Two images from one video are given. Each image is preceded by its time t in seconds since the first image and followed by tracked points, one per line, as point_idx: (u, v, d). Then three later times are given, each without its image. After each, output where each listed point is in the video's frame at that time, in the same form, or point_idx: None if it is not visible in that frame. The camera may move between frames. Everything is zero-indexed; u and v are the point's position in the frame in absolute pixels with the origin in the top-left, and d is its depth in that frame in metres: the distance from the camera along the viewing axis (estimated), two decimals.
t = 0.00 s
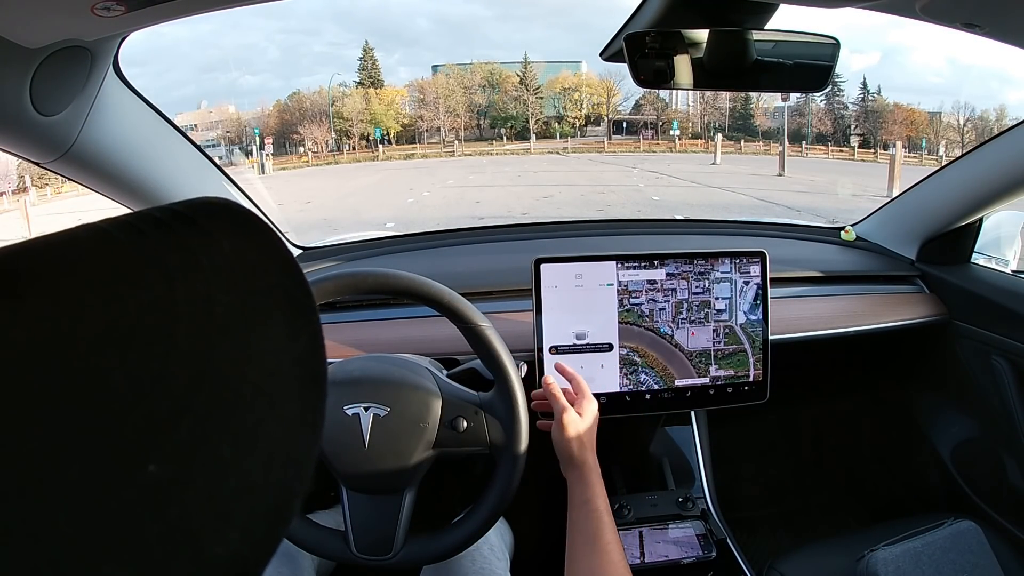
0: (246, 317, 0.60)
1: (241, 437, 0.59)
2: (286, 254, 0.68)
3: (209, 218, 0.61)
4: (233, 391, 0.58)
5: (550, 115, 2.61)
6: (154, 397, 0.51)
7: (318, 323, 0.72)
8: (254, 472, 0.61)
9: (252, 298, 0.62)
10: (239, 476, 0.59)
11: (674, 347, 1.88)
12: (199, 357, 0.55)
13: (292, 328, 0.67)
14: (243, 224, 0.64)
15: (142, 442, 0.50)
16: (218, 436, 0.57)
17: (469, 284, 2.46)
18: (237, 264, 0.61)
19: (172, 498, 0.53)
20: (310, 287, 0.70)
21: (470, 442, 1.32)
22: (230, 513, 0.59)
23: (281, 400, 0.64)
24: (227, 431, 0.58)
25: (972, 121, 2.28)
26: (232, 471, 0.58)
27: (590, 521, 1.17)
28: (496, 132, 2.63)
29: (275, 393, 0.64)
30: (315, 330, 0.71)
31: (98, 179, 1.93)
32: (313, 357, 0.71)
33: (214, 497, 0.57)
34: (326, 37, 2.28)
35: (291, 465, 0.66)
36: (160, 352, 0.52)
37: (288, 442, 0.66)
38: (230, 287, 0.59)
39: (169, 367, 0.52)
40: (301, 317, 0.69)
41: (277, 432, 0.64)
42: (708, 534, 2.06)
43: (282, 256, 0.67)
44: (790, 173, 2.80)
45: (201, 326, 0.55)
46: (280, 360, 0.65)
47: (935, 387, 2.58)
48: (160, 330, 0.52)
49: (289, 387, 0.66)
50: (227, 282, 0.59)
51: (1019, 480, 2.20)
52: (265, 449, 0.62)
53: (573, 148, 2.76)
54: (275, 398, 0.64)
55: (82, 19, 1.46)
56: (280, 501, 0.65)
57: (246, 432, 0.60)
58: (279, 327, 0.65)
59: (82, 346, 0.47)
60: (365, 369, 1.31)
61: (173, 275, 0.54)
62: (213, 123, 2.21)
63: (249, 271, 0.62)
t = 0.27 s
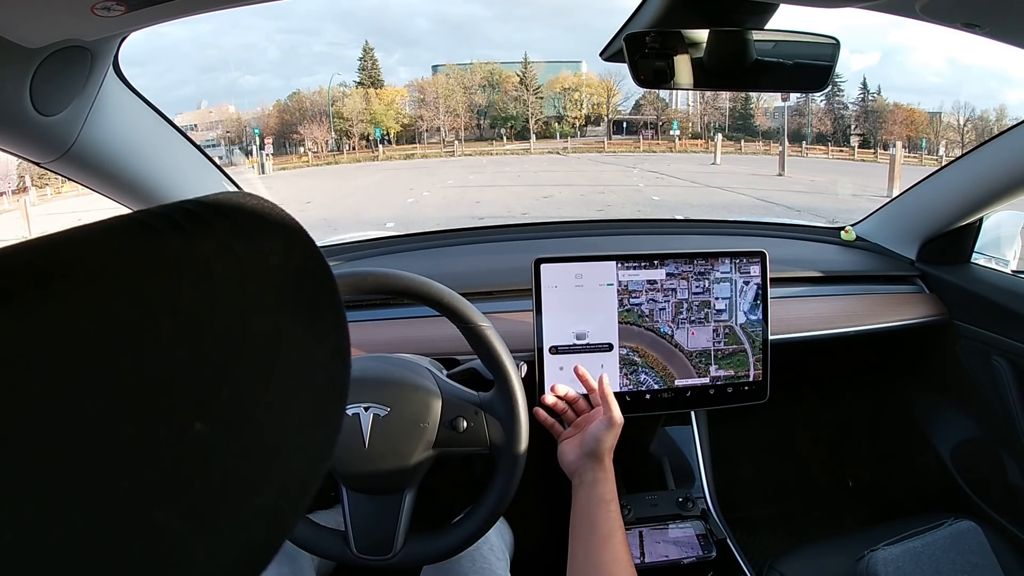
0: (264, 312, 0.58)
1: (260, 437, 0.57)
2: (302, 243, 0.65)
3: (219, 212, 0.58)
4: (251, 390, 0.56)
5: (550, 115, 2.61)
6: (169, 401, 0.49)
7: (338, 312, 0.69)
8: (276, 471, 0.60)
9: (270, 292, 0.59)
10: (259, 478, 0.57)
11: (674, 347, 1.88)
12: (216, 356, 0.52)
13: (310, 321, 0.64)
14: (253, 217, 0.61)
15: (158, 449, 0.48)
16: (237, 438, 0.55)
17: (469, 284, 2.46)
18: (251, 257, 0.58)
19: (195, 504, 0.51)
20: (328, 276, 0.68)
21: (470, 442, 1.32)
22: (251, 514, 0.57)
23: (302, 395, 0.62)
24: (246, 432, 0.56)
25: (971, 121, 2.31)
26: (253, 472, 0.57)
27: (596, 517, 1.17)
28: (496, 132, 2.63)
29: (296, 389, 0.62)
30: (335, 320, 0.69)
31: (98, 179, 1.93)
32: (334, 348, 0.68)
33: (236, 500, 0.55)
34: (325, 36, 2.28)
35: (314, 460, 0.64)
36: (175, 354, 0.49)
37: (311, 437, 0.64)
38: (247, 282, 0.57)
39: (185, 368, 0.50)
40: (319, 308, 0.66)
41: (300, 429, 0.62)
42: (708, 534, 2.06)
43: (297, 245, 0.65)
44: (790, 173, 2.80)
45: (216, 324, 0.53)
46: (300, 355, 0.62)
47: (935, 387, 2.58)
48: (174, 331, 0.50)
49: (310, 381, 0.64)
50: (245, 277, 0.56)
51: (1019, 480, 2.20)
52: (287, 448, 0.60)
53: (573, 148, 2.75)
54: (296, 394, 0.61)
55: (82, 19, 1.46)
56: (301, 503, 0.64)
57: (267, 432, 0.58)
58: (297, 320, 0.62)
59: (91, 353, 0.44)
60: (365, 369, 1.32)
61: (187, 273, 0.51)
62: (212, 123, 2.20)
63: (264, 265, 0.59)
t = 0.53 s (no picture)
0: (258, 320, 0.53)
1: (258, 453, 0.53)
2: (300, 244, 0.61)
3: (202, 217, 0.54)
4: (245, 404, 0.52)
5: (550, 115, 2.61)
6: (150, 421, 0.45)
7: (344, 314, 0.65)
8: (279, 487, 0.56)
9: (265, 297, 0.55)
10: (258, 497, 0.53)
11: (674, 347, 1.88)
12: (203, 370, 0.48)
13: (312, 326, 0.60)
14: (241, 220, 0.56)
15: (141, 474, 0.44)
16: (231, 455, 0.50)
17: (468, 283, 2.46)
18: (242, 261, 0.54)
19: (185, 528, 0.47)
20: (329, 276, 0.63)
21: (470, 442, 1.32)
22: (253, 535, 0.53)
23: (304, 406, 0.58)
24: (241, 449, 0.51)
25: (972, 121, 2.30)
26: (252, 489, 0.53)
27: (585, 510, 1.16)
28: (496, 132, 2.64)
29: (298, 399, 0.57)
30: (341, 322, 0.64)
31: (98, 179, 1.93)
32: (341, 353, 0.64)
33: (234, 521, 0.51)
34: (325, 36, 2.28)
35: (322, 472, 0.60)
36: (156, 370, 0.45)
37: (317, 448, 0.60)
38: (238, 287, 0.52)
39: (167, 385, 0.46)
40: (323, 311, 0.62)
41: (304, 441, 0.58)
42: (708, 534, 2.06)
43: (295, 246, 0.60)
44: (790, 173, 2.80)
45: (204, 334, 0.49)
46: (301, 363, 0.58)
47: (935, 387, 2.58)
48: (153, 345, 0.45)
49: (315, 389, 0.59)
50: (235, 283, 0.52)
51: (1019, 480, 2.21)
52: (289, 462, 0.56)
53: (573, 148, 2.75)
54: (298, 403, 0.57)
55: (82, 19, 1.46)
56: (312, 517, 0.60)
57: (265, 446, 0.54)
58: (296, 326, 0.58)
59: (59, 376, 0.41)
60: (365, 369, 1.32)
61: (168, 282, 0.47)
62: (213, 123, 2.20)
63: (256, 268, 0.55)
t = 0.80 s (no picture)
0: (258, 323, 0.53)
1: (258, 456, 0.53)
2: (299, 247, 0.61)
3: (200, 220, 0.54)
4: (244, 408, 0.51)
5: (550, 115, 2.61)
6: (148, 424, 0.45)
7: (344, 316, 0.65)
8: (280, 492, 0.55)
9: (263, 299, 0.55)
10: (259, 501, 0.53)
11: (674, 347, 1.88)
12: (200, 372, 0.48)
13: (312, 328, 0.60)
14: (240, 223, 0.56)
15: (137, 477, 0.44)
16: (230, 458, 0.50)
17: (468, 283, 2.46)
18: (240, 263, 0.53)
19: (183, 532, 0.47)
20: (330, 278, 0.62)
21: (470, 442, 1.32)
22: (253, 541, 0.53)
23: (304, 410, 0.58)
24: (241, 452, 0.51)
25: (972, 121, 2.30)
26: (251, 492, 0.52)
27: (582, 505, 1.16)
28: (496, 132, 2.63)
29: (297, 401, 0.57)
30: (341, 324, 0.64)
31: (98, 179, 1.93)
32: (341, 355, 0.63)
33: (234, 524, 0.51)
34: (325, 36, 2.28)
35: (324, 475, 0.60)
36: (151, 373, 0.45)
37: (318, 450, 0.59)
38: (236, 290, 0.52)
39: (163, 387, 0.46)
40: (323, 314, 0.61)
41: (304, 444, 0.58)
42: (708, 534, 2.06)
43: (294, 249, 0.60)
44: (790, 173, 2.80)
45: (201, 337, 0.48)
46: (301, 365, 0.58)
47: (935, 388, 2.58)
48: (149, 348, 0.45)
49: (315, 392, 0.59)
50: (232, 285, 0.52)
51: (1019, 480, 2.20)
52: (290, 466, 0.56)
53: (573, 148, 2.75)
54: (297, 407, 0.57)
55: (82, 19, 1.46)
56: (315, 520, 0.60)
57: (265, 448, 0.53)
58: (296, 329, 0.58)
59: (54, 382, 0.41)
60: (365, 369, 1.32)
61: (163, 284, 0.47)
62: (213, 123, 2.20)
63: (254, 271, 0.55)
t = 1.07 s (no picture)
0: (259, 324, 0.53)
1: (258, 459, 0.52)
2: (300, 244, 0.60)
3: (199, 220, 0.53)
4: (245, 410, 0.51)
5: (550, 115, 2.61)
6: (147, 428, 0.45)
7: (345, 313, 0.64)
8: (281, 494, 0.55)
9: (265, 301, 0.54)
10: (259, 503, 0.53)
11: (674, 347, 1.88)
12: (198, 372, 0.47)
13: (312, 330, 0.59)
14: (242, 222, 0.56)
15: (134, 479, 0.44)
16: (229, 463, 0.50)
17: (468, 283, 2.46)
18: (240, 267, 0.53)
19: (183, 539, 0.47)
20: (332, 279, 0.62)
21: (470, 442, 1.32)
22: (253, 542, 0.53)
23: (306, 411, 0.57)
24: (240, 456, 0.51)
25: (972, 121, 2.30)
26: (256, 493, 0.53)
27: (585, 502, 1.16)
28: (496, 132, 2.63)
29: (299, 404, 0.57)
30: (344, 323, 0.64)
31: (98, 179, 1.93)
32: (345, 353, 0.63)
33: (232, 528, 0.51)
34: (325, 37, 2.28)
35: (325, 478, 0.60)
36: (151, 375, 0.45)
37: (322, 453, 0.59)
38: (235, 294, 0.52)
39: (159, 393, 0.45)
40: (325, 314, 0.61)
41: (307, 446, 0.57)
42: (708, 534, 2.06)
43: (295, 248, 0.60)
44: (790, 173, 2.80)
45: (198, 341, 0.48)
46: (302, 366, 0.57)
47: (935, 388, 2.58)
48: (146, 350, 0.45)
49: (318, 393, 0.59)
50: (233, 287, 0.51)
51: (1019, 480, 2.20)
52: (291, 467, 0.56)
53: (573, 148, 2.75)
54: (300, 408, 0.57)
55: (82, 19, 1.46)
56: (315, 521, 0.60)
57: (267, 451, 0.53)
58: (295, 329, 0.57)
59: (52, 385, 0.41)
60: (365, 369, 1.32)
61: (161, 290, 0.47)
62: (213, 123, 2.20)
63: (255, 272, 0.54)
